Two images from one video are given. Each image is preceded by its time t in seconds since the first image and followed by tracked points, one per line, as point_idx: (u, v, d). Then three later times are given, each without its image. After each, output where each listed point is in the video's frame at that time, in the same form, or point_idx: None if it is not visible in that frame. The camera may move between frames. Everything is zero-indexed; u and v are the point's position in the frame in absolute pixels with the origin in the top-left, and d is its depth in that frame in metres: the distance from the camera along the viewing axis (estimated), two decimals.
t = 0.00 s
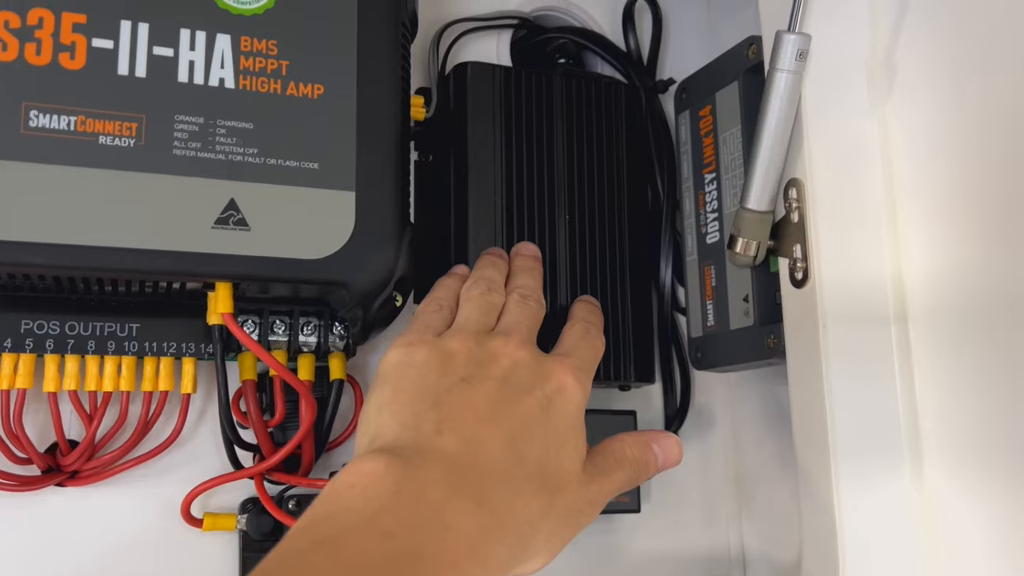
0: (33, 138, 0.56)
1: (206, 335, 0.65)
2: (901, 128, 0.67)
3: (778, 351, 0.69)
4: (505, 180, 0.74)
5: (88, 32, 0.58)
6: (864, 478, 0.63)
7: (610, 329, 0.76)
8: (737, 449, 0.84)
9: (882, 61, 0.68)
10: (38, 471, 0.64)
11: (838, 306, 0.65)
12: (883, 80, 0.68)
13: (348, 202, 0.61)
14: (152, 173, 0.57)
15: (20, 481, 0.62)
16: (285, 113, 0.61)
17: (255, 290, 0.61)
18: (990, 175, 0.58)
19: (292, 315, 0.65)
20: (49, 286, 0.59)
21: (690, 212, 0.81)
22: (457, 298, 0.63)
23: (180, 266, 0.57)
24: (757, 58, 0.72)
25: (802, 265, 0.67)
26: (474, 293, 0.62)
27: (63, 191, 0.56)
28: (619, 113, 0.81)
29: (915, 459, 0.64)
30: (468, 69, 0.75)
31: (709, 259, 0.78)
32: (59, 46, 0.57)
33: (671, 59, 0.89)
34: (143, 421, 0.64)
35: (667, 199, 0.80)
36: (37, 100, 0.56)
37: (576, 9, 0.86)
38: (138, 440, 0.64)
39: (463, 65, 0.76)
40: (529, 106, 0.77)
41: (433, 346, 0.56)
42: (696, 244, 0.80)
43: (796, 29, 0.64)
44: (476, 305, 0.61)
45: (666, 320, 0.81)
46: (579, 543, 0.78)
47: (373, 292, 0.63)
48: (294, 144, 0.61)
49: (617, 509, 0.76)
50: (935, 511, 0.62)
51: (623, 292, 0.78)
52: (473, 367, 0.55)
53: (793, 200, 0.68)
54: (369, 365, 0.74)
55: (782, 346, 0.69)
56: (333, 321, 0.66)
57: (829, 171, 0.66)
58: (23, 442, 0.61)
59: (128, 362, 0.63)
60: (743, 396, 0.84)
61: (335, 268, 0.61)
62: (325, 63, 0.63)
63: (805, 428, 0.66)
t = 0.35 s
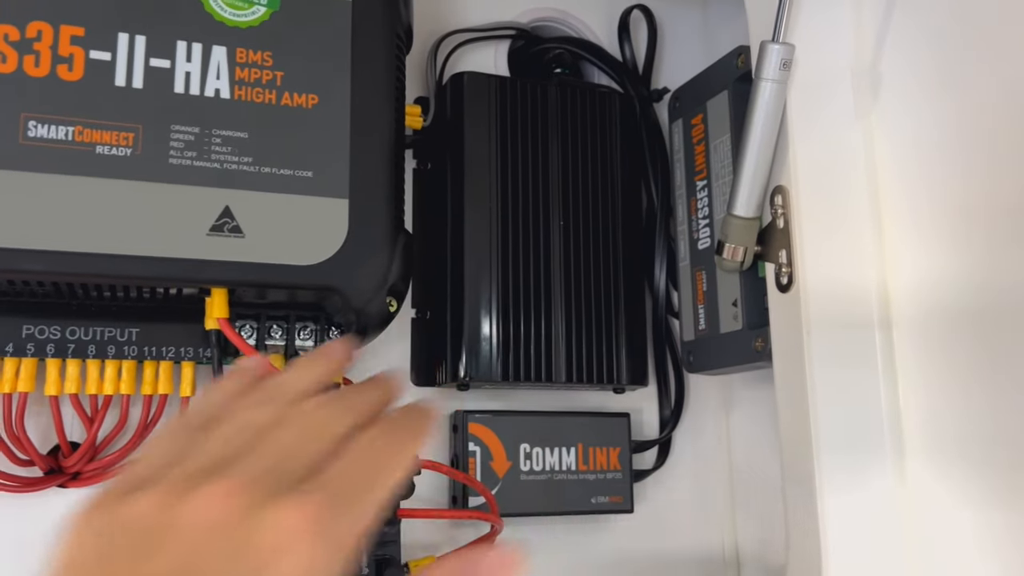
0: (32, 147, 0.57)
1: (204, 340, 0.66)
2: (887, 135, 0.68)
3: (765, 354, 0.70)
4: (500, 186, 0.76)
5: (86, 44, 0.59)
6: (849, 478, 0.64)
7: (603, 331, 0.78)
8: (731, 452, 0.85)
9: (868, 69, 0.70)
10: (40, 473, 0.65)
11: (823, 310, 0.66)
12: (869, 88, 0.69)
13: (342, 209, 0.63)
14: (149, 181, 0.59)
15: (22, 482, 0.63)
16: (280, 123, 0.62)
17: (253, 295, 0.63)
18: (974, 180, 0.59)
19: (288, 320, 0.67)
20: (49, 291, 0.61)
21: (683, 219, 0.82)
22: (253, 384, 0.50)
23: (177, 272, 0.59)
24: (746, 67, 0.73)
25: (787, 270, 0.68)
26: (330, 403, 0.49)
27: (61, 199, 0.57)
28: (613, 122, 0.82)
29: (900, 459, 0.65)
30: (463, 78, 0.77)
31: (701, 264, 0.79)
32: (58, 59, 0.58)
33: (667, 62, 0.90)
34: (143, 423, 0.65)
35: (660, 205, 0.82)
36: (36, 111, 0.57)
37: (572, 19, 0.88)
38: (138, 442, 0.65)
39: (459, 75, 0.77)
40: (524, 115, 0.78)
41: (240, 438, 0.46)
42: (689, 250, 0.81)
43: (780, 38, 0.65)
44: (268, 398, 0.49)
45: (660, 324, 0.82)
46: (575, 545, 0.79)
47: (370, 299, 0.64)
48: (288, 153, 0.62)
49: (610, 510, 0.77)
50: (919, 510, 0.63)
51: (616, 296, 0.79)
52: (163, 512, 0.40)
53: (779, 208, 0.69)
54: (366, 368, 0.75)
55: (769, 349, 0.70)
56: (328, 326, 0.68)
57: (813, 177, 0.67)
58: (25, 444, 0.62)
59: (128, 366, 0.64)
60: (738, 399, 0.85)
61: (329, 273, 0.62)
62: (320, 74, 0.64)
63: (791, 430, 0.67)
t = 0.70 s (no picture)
0: (72, 162, 0.60)
1: (233, 343, 0.69)
2: (886, 145, 0.71)
3: (770, 357, 0.73)
4: (513, 194, 0.79)
5: (123, 62, 0.62)
6: (851, 474, 0.67)
7: (608, 337, 0.80)
8: (737, 451, 0.88)
9: (868, 82, 0.72)
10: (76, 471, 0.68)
11: (826, 314, 0.68)
12: (869, 100, 0.72)
13: (363, 219, 0.66)
14: (182, 194, 0.62)
15: (60, 480, 0.66)
16: (305, 137, 0.65)
17: (279, 301, 0.66)
18: (972, 189, 0.62)
19: (312, 323, 0.70)
20: (87, 298, 0.64)
21: (689, 225, 0.84)
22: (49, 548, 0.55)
23: (209, 279, 0.62)
24: (750, 79, 0.76)
25: (791, 276, 0.70)
26: None
27: (100, 211, 0.60)
28: (620, 131, 0.85)
29: (899, 456, 0.68)
30: (476, 91, 0.80)
31: (707, 269, 0.82)
32: (96, 77, 0.61)
33: (673, 70, 0.93)
34: (174, 423, 0.68)
35: (667, 212, 0.84)
36: (76, 127, 0.61)
37: (578, 30, 0.90)
38: (170, 440, 0.68)
39: (472, 87, 0.80)
40: (535, 126, 0.81)
41: None
42: (695, 255, 0.84)
43: (783, 53, 0.68)
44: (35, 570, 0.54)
45: (667, 327, 0.84)
46: (586, 541, 0.82)
47: (389, 303, 0.67)
48: (313, 165, 0.65)
49: (620, 507, 0.79)
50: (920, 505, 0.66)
51: (624, 299, 0.82)
52: None
53: (783, 215, 0.71)
54: (385, 370, 0.78)
55: (773, 352, 0.73)
56: (350, 330, 0.71)
57: (816, 186, 0.70)
58: (63, 442, 0.65)
59: (160, 368, 0.67)
60: (744, 400, 0.87)
61: (352, 280, 0.65)
62: (342, 89, 0.67)
63: (795, 430, 0.69)
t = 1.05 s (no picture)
0: (132, 179, 0.65)
1: (276, 347, 0.74)
2: (892, 160, 0.75)
3: (781, 359, 0.77)
4: (536, 206, 0.83)
5: (177, 86, 0.67)
6: (859, 470, 0.71)
7: (631, 338, 0.85)
8: (750, 449, 0.92)
9: (875, 99, 0.76)
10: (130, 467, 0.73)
11: (834, 319, 0.72)
12: (875, 115, 0.76)
13: (399, 231, 0.70)
14: (233, 209, 0.66)
15: (116, 475, 0.71)
16: (345, 155, 0.70)
17: (319, 308, 0.70)
18: (974, 201, 0.66)
19: (349, 329, 0.74)
20: (144, 305, 0.68)
21: (703, 234, 0.88)
22: None
23: (258, 288, 0.66)
24: (762, 96, 0.80)
25: (802, 283, 0.74)
26: None
27: (158, 224, 0.65)
28: (637, 145, 0.89)
29: (905, 453, 0.72)
30: (501, 108, 0.84)
31: (721, 276, 0.86)
32: (153, 100, 0.66)
33: (688, 85, 0.97)
34: (222, 422, 0.73)
35: (683, 222, 0.88)
36: (135, 147, 0.65)
37: (597, 47, 0.94)
38: (218, 439, 0.73)
39: (497, 105, 0.84)
40: (556, 141, 0.85)
41: None
42: (709, 263, 0.88)
43: (794, 73, 0.72)
44: None
45: (682, 331, 0.88)
46: (606, 536, 0.86)
47: (423, 310, 0.71)
48: (353, 181, 0.70)
49: (638, 503, 0.83)
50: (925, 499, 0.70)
51: (641, 304, 0.86)
52: None
53: (794, 226, 0.76)
54: (416, 373, 0.83)
55: (785, 354, 0.77)
56: (385, 335, 0.75)
57: (825, 198, 0.74)
58: (119, 441, 0.70)
59: (209, 371, 0.72)
60: (757, 401, 0.91)
61: (389, 288, 0.69)
62: (380, 109, 0.72)
63: (806, 428, 0.74)
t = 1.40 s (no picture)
0: (176, 195, 0.70)
1: (307, 350, 0.78)
2: (887, 176, 0.79)
3: (781, 364, 0.82)
4: (550, 217, 0.88)
5: (218, 108, 0.72)
6: (854, 469, 0.76)
7: (639, 343, 0.89)
8: (750, 448, 0.97)
9: (870, 119, 0.81)
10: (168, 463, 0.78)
11: (830, 327, 0.77)
12: (870, 134, 0.81)
13: (423, 243, 0.75)
14: (269, 223, 0.71)
15: (155, 471, 0.76)
16: (373, 172, 0.74)
17: (347, 314, 0.75)
18: (959, 217, 0.71)
19: (374, 333, 0.79)
20: (185, 311, 0.73)
21: (708, 244, 0.93)
22: None
23: (293, 297, 0.71)
24: (765, 115, 0.84)
25: (801, 292, 0.79)
26: None
27: (200, 238, 0.70)
28: (645, 158, 0.93)
29: (897, 453, 0.76)
30: (516, 124, 0.89)
31: (724, 285, 0.90)
32: (195, 121, 0.71)
33: (694, 101, 1.01)
34: (255, 421, 0.78)
35: (689, 232, 0.93)
36: (179, 165, 0.70)
37: (607, 65, 0.99)
38: (251, 436, 0.78)
39: (512, 121, 0.89)
40: (568, 155, 0.90)
41: None
42: (713, 272, 0.93)
43: (794, 96, 0.76)
44: None
45: (687, 336, 0.93)
46: (614, 529, 0.91)
47: (445, 317, 0.76)
48: (380, 196, 0.74)
49: (645, 498, 0.88)
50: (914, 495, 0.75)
51: (650, 311, 0.90)
52: None
53: (793, 239, 0.81)
54: (435, 375, 0.87)
55: (785, 360, 0.81)
56: (407, 339, 0.80)
57: (823, 213, 0.79)
58: (160, 439, 0.75)
59: (244, 373, 0.77)
60: (757, 402, 0.96)
61: (413, 297, 0.74)
62: (405, 128, 0.76)
63: (804, 429, 0.78)
